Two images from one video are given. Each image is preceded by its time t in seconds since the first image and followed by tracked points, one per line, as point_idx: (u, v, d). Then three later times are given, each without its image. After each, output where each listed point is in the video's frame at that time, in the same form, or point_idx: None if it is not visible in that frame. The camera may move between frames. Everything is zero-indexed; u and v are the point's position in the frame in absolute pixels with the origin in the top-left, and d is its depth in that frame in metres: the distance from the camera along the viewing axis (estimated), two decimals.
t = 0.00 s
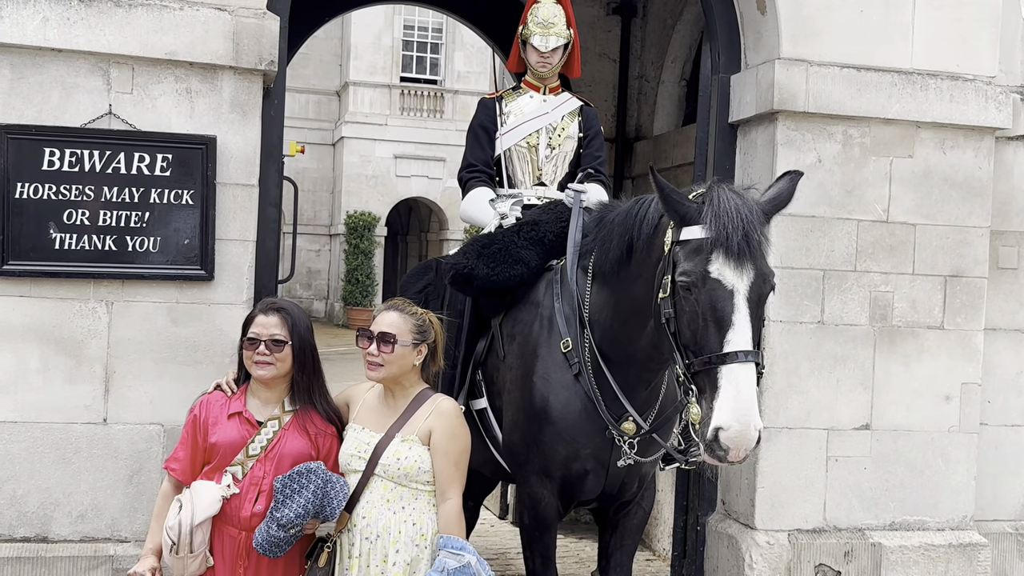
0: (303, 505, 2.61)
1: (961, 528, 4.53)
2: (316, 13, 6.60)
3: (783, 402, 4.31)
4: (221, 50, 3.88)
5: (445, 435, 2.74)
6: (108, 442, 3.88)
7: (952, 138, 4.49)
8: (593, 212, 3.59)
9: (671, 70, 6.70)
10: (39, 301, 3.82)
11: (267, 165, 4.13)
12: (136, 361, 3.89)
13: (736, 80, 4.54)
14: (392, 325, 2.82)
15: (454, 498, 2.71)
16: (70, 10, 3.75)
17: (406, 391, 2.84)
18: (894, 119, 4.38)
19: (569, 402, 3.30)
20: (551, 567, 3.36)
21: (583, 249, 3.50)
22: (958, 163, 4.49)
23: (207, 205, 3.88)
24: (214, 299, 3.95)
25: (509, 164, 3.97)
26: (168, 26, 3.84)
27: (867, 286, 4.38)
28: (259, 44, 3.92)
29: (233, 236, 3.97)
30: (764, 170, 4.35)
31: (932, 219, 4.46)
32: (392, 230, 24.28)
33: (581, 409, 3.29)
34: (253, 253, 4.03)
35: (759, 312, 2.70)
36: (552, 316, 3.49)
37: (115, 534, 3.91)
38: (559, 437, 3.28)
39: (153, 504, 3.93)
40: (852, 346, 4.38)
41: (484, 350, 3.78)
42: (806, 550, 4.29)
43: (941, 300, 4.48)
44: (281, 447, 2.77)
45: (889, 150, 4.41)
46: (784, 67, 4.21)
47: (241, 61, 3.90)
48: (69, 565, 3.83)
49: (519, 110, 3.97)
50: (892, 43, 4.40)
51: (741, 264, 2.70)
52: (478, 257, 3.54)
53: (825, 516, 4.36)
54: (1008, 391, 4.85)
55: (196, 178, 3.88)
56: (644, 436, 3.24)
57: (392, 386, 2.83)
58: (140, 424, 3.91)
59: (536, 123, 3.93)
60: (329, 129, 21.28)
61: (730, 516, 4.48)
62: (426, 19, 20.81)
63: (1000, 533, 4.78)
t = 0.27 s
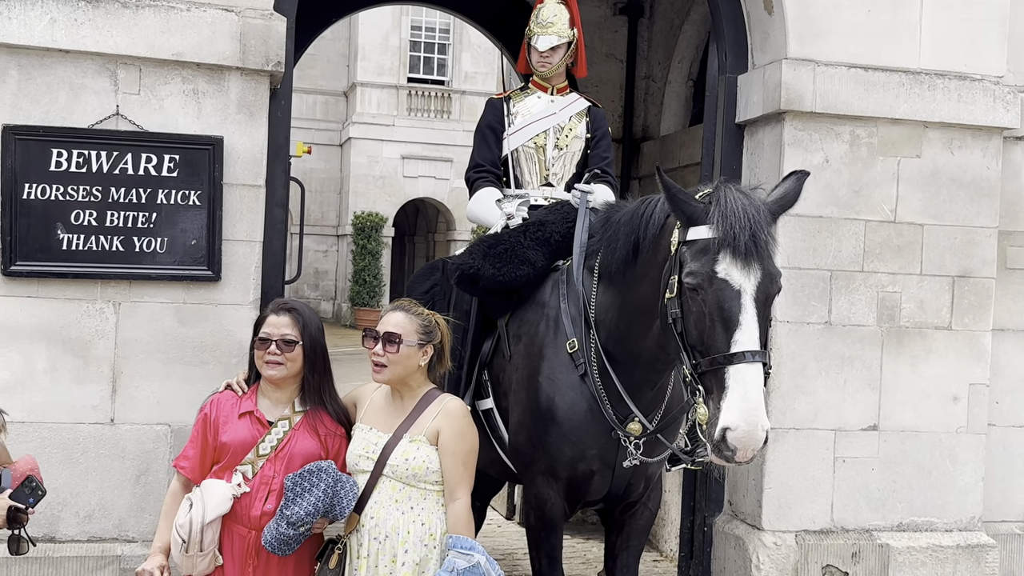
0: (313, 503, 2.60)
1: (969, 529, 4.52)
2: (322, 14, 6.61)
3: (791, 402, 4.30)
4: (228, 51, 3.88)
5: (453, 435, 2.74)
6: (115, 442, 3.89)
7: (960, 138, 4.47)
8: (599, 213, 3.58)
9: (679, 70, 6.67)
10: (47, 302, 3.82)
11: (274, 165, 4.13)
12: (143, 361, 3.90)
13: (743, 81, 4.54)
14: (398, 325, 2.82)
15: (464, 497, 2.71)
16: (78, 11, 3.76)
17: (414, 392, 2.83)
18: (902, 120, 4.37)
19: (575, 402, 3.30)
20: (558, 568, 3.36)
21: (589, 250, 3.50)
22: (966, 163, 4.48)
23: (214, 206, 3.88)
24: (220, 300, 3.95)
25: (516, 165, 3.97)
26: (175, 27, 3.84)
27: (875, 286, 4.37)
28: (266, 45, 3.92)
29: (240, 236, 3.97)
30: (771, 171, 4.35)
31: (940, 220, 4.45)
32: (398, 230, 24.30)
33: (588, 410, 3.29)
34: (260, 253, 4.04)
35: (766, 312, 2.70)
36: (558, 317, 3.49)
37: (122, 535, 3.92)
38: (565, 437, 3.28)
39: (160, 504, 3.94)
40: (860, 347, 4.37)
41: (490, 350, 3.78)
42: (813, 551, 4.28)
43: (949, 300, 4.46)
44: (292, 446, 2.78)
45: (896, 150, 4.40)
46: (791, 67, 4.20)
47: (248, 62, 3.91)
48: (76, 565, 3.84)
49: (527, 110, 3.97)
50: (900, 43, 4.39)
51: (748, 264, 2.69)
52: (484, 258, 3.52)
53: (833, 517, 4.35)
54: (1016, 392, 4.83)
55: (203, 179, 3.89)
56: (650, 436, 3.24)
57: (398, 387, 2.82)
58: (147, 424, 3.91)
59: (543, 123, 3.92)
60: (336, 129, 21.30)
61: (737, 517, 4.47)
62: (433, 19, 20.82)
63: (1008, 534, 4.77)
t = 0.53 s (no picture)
0: (322, 503, 2.60)
1: (977, 530, 4.50)
2: (329, 15, 6.61)
3: (798, 403, 4.30)
4: (235, 51, 3.89)
5: (459, 433, 2.75)
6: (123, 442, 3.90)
7: (968, 138, 4.46)
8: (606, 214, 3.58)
9: (686, 70, 6.69)
10: (55, 302, 3.83)
11: (282, 166, 4.14)
12: (150, 362, 3.91)
13: (750, 80, 4.53)
14: (403, 325, 2.81)
15: (470, 495, 2.73)
16: (86, 12, 3.77)
17: (417, 392, 2.84)
18: (909, 119, 4.36)
19: (582, 403, 3.29)
20: (565, 568, 3.37)
21: (596, 250, 3.49)
22: (974, 163, 4.47)
23: (221, 206, 3.89)
24: (228, 300, 3.96)
25: (523, 165, 3.97)
26: (183, 28, 3.85)
27: (882, 287, 4.36)
28: (273, 46, 3.92)
29: (247, 237, 3.98)
30: (778, 171, 4.34)
31: (948, 220, 4.44)
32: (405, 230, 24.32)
33: (595, 410, 3.28)
34: (267, 254, 4.05)
35: (773, 313, 2.69)
36: (564, 317, 3.48)
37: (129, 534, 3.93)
38: (572, 438, 3.28)
39: (168, 504, 3.95)
40: (868, 347, 4.36)
41: (497, 351, 3.78)
42: (821, 552, 4.27)
43: (957, 300, 4.45)
44: (301, 447, 2.77)
45: (904, 150, 4.39)
46: (798, 67, 4.20)
47: (255, 63, 3.91)
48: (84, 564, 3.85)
49: (533, 110, 3.96)
50: (907, 43, 4.38)
51: (755, 265, 2.68)
52: (491, 259, 3.53)
53: (840, 518, 4.34)
54: None
55: (210, 179, 3.90)
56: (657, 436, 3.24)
57: (403, 388, 2.83)
58: (155, 424, 3.92)
59: (549, 123, 3.92)
60: (343, 130, 21.32)
61: (744, 518, 4.47)
62: (441, 20, 20.83)
63: (1017, 535, 4.75)
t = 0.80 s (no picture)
0: (330, 503, 2.61)
1: (986, 531, 4.49)
2: (338, 15, 6.62)
3: (806, 403, 4.29)
4: (243, 52, 3.90)
5: (463, 433, 2.74)
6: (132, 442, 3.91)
7: (977, 138, 4.45)
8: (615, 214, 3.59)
9: (693, 70, 6.69)
10: (64, 303, 3.84)
11: (289, 166, 4.14)
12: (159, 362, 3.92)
13: (758, 80, 4.52)
14: (407, 325, 2.81)
15: (476, 495, 2.72)
16: (94, 13, 3.78)
17: (422, 393, 2.84)
18: (918, 119, 4.34)
19: (590, 403, 3.29)
20: (573, 568, 3.36)
21: (604, 251, 3.49)
22: (983, 163, 4.46)
23: (229, 207, 3.89)
24: (236, 300, 3.97)
25: (530, 165, 3.97)
26: (191, 28, 3.86)
27: (891, 287, 4.35)
28: (281, 47, 3.93)
29: (255, 237, 3.98)
30: (786, 172, 4.34)
31: (957, 220, 4.42)
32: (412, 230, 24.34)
33: (603, 411, 3.28)
34: (274, 254, 4.05)
35: (782, 315, 2.69)
36: (573, 318, 3.48)
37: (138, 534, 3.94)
38: (580, 438, 3.28)
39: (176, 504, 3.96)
40: (876, 348, 4.35)
41: (505, 351, 3.77)
42: (829, 553, 4.27)
43: (966, 301, 4.44)
44: (310, 447, 2.78)
45: (913, 150, 4.38)
46: (806, 67, 4.19)
47: (263, 64, 3.92)
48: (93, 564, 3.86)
49: (540, 110, 3.96)
50: (916, 43, 4.36)
51: (764, 267, 2.68)
52: (499, 259, 3.52)
53: (848, 519, 4.33)
54: None
55: (218, 180, 3.90)
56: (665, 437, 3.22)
57: (409, 388, 2.83)
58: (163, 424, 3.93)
59: (556, 123, 3.92)
60: (351, 130, 21.34)
61: (752, 518, 4.46)
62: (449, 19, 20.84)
63: None
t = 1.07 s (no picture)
0: (342, 501, 2.60)
1: (997, 530, 4.48)
2: (347, 14, 6.62)
3: (816, 402, 4.28)
4: (253, 51, 3.90)
5: (474, 432, 2.73)
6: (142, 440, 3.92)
7: (988, 136, 4.44)
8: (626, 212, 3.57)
9: (703, 69, 6.65)
10: (74, 301, 3.85)
11: (299, 165, 4.14)
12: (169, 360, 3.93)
13: (768, 78, 4.52)
14: (417, 323, 2.81)
15: (486, 495, 2.71)
16: (105, 12, 3.78)
17: (434, 390, 2.83)
18: (929, 117, 4.33)
19: (601, 402, 3.28)
20: (583, 567, 3.36)
21: (616, 249, 3.48)
22: (995, 161, 4.45)
23: (239, 205, 3.89)
24: (246, 299, 3.97)
25: (540, 163, 3.96)
26: (201, 27, 3.86)
27: (901, 285, 4.34)
28: (291, 45, 3.93)
29: (265, 236, 3.99)
30: (796, 170, 4.34)
31: (968, 218, 4.41)
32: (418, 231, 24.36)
33: (614, 409, 3.27)
34: (284, 252, 4.05)
35: (792, 313, 2.64)
36: (584, 316, 3.48)
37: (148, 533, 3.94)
38: (591, 436, 3.27)
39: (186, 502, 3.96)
40: (887, 346, 4.34)
41: (516, 349, 3.77)
42: (840, 552, 4.26)
43: (977, 299, 4.43)
44: (322, 444, 2.78)
45: (923, 148, 4.37)
46: (816, 65, 4.18)
47: (273, 62, 3.92)
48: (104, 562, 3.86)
49: (549, 108, 3.96)
50: (926, 41, 4.36)
51: (773, 266, 2.63)
52: (510, 257, 3.51)
53: (859, 518, 4.32)
54: None
55: (229, 178, 3.90)
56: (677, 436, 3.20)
57: (420, 386, 2.83)
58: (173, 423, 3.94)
59: (566, 121, 3.91)
60: (360, 130, 21.35)
61: (763, 517, 4.46)
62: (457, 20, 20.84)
63: None
